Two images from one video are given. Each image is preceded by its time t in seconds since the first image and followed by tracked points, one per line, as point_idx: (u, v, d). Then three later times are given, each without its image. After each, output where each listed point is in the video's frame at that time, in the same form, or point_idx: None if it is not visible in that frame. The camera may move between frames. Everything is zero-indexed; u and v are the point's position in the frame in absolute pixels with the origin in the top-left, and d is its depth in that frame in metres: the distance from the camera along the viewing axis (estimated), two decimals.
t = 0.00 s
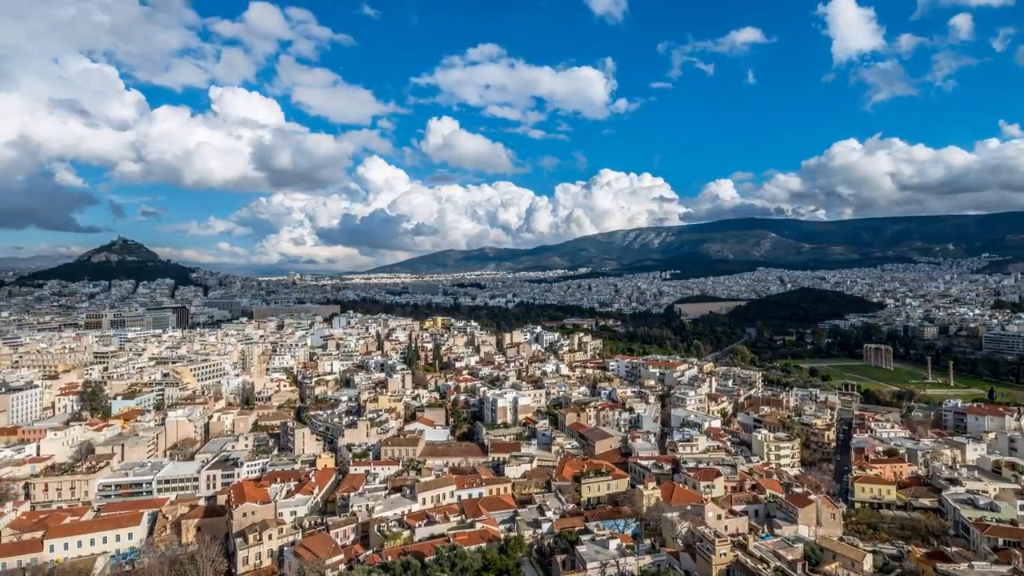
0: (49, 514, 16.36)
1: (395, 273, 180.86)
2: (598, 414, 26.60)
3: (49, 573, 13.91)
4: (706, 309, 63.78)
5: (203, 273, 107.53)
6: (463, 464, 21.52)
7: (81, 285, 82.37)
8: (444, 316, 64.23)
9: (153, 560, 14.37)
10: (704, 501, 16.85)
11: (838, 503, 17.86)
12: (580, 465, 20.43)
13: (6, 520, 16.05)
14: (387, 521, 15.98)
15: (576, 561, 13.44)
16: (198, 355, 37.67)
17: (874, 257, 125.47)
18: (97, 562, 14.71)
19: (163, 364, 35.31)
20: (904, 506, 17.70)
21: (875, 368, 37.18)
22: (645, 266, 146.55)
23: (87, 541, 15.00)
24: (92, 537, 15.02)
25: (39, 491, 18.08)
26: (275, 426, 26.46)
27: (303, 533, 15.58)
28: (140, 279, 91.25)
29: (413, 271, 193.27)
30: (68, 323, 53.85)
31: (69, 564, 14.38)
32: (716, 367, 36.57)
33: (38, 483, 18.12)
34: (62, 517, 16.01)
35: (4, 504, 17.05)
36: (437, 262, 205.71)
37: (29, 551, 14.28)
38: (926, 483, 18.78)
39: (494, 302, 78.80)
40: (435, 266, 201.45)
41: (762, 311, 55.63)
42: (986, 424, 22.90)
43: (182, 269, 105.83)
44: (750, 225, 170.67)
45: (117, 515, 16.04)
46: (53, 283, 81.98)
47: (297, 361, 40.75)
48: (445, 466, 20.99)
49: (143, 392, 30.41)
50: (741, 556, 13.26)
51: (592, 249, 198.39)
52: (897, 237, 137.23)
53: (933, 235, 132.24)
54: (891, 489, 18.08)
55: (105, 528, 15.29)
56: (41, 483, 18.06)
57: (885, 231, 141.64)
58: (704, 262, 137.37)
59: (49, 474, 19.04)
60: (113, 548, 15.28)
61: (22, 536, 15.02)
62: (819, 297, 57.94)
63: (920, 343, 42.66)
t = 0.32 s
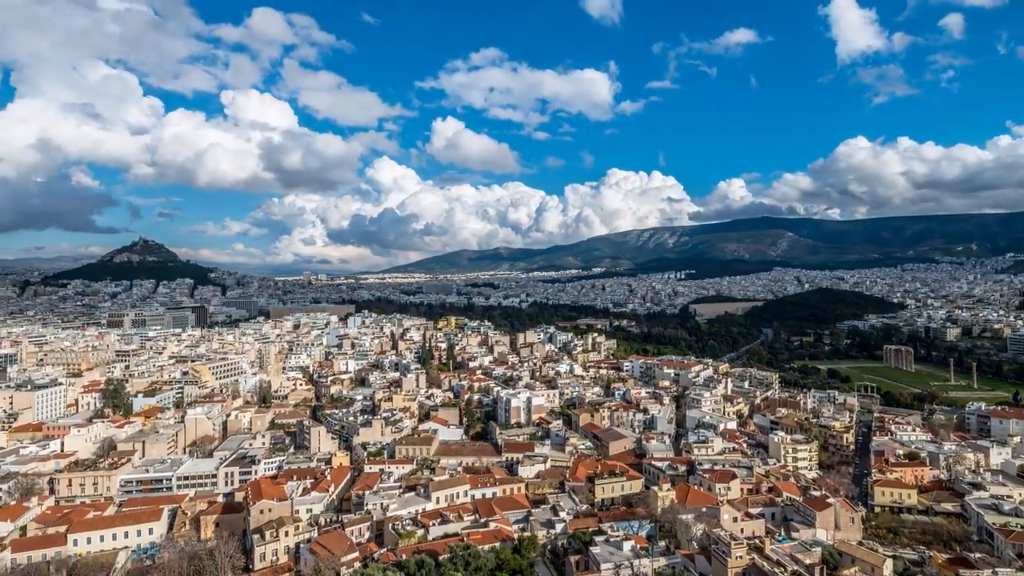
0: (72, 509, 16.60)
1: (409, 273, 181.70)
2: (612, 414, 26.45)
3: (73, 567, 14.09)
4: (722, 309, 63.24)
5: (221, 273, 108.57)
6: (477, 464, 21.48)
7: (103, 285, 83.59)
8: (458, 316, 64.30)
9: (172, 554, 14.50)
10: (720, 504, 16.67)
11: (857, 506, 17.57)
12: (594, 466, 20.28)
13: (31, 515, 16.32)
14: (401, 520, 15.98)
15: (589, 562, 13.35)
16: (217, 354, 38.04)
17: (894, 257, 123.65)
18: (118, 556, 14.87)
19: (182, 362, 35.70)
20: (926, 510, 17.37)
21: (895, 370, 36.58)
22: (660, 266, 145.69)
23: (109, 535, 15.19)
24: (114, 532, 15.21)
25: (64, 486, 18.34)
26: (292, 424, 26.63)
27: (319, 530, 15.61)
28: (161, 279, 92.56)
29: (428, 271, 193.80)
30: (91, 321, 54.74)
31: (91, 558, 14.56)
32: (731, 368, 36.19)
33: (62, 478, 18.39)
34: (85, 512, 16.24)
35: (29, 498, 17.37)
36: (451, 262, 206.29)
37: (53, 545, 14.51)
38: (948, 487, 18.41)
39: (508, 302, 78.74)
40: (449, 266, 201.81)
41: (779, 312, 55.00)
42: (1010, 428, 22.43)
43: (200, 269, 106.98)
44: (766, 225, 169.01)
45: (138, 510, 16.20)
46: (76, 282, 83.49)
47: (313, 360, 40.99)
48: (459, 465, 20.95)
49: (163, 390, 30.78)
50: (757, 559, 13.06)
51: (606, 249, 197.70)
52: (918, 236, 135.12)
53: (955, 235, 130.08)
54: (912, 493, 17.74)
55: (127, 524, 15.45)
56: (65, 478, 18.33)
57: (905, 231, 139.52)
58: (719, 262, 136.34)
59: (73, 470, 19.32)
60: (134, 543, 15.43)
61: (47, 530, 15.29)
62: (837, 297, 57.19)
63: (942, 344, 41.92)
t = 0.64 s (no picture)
0: (96, 504, 16.80)
1: (424, 273, 182.39)
2: (626, 415, 26.26)
3: (96, 561, 14.22)
4: (738, 310, 62.62)
5: (239, 272, 109.69)
6: (491, 463, 21.40)
7: (125, 285, 84.83)
8: (473, 315, 64.33)
9: (192, 549, 14.58)
10: (737, 506, 16.43)
11: (877, 510, 17.23)
12: (609, 467, 20.09)
13: (56, 509, 16.62)
14: (416, 518, 15.96)
15: (603, 563, 13.22)
16: (235, 352, 38.38)
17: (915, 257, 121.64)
18: (140, 550, 14.99)
19: (201, 361, 36.03)
20: (948, 515, 17.00)
21: (917, 372, 35.92)
22: (676, 266, 144.79)
23: (131, 530, 15.32)
24: (136, 526, 15.34)
25: (87, 482, 18.56)
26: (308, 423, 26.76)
27: (335, 527, 15.61)
28: (181, 279, 93.69)
29: (443, 271, 194.26)
30: (113, 320, 55.55)
31: (114, 552, 14.70)
32: (748, 368, 35.78)
33: (85, 474, 18.61)
34: (108, 507, 16.41)
35: (53, 493, 17.69)
36: (466, 261, 206.69)
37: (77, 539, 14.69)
38: (972, 492, 18.01)
39: (523, 302, 78.64)
40: (464, 266, 202.15)
41: (796, 312, 54.31)
42: None
43: (219, 269, 108.13)
44: (784, 224, 167.21)
45: (159, 506, 16.33)
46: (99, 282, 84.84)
47: (329, 359, 41.19)
48: (473, 465, 20.88)
49: (183, 388, 31.11)
50: (774, 562, 12.85)
51: (621, 249, 196.84)
52: (941, 235, 132.79)
53: (978, 234, 127.65)
54: (934, 498, 17.37)
55: (148, 519, 15.56)
56: (89, 473, 18.53)
57: (927, 230, 137.22)
58: (736, 262, 135.10)
59: (96, 466, 19.55)
60: (155, 538, 15.54)
61: (72, 525, 15.50)
62: (857, 298, 56.34)
63: (965, 346, 41.11)
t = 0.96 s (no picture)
0: (119, 499, 17.00)
1: (439, 274, 182.84)
2: (641, 416, 26.07)
3: (118, 555, 14.38)
4: (755, 310, 61.99)
5: (257, 272, 110.78)
6: (506, 463, 21.33)
7: (146, 284, 86.05)
8: (488, 315, 64.34)
9: (211, 545, 14.68)
10: (753, 509, 16.19)
11: (898, 515, 16.89)
12: (623, 468, 19.90)
13: (81, 503, 16.85)
14: (431, 517, 15.93)
15: (618, 565, 13.10)
16: (253, 351, 38.70)
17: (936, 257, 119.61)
18: (161, 545, 15.13)
19: (220, 359, 36.41)
20: (972, 521, 16.63)
21: (940, 374, 35.26)
22: (691, 266, 143.79)
23: (153, 525, 15.47)
24: (158, 521, 15.48)
25: (110, 477, 18.79)
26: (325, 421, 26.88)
27: (351, 525, 15.60)
28: (200, 279, 94.86)
29: (457, 270, 194.62)
30: (135, 319, 56.33)
31: (136, 547, 14.86)
32: (765, 370, 35.38)
33: (108, 469, 18.85)
34: (130, 502, 16.60)
35: (78, 488, 17.96)
36: (481, 261, 206.87)
37: (100, 533, 14.88)
38: (997, 497, 17.60)
39: (537, 302, 78.51)
40: (478, 266, 202.42)
41: (815, 313, 53.61)
42: None
43: (237, 269, 109.30)
44: (802, 224, 165.34)
45: (179, 502, 16.47)
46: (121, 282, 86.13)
47: (345, 358, 41.40)
48: (488, 464, 20.82)
49: (202, 386, 31.41)
50: (792, 566, 12.63)
51: (635, 249, 195.80)
52: (963, 234, 130.43)
53: (1002, 233, 125.19)
54: (958, 503, 16.99)
55: (169, 514, 15.70)
56: (112, 469, 18.76)
57: (949, 229, 134.93)
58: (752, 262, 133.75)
59: (119, 461, 19.79)
60: (176, 533, 15.67)
61: (95, 519, 15.71)
62: (878, 298, 55.48)
63: (989, 348, 40.32)
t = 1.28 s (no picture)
0: (140, 495, 17.16)
1: (454, 273, 183.22)
2: (656, 417, 25.83)
3: (139, 550, 14.51)
4: (772, 310, 61.32)
5: (274, 272, 111.81)
6: (519, 463, 21.23)
7: (166, 284, 87.15)
8: (502, 315, 64.31)
9: (229, 541, 14.73)
10: (770, 511, 15.94)
11: (920, 519, 16.53)
12: (638, 469, 19.70)
13: (103, 499, 17.01)
14: (445, 516, 15.87)
15: (633, 566, 12.95)
16: (270, 350, 38.99)
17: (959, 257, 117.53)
18: (180, 541, 15.24)
19: (238, 358, 36.74)
20: (997, 526, 16.23)
21: (963, 376, 34.59)
22: (706, 266, 142.68)
23: (172, 521, 15.58)
24: (177, 517, 15.59)
25: (131, 473, 18.99)
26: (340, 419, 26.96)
27: (366, 523, 15.58)
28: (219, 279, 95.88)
29: (471, 270, 194.87)
30: (155, 318, 57.05)
31: (156, 542, 14.97)
32: (782, 371, 34.96)
33: (130, 465, 19.06)
34: (151, 497, 16.75)
35: (101, 483, 18.16)
36: (495, 261, 207.02)
37: (122, 528, 15.01)
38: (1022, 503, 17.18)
39: (551, 302, 78.32)
40: (492, 265, 202.56)
41: (833, 313, 52.87)
42: None
43: (255, 269, 110.31)
44: (820, 224, 163.35)
45: (198, 498, 16.58)
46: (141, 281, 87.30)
47: (360, 357, 41.54)
48: (502, 464, 20.73)
49: (221, 384, 31.68)
50: (810, 570, 12.40)
51: (650, 249, 194.73)
52: (987, 233, 128.03)
53: None
54: (982, 507, 16.60)
55: (188, 510, 15.80)
56: (133, 465, 18.94)
57: (971, 229, 132.56)
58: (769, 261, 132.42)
59: (140, 458, 20.00)
60: (195, 529, 15.76)
61: (117, 514, 15.87)
62: (899, 299, 54.60)
63: (1014, 349, 39.49)
